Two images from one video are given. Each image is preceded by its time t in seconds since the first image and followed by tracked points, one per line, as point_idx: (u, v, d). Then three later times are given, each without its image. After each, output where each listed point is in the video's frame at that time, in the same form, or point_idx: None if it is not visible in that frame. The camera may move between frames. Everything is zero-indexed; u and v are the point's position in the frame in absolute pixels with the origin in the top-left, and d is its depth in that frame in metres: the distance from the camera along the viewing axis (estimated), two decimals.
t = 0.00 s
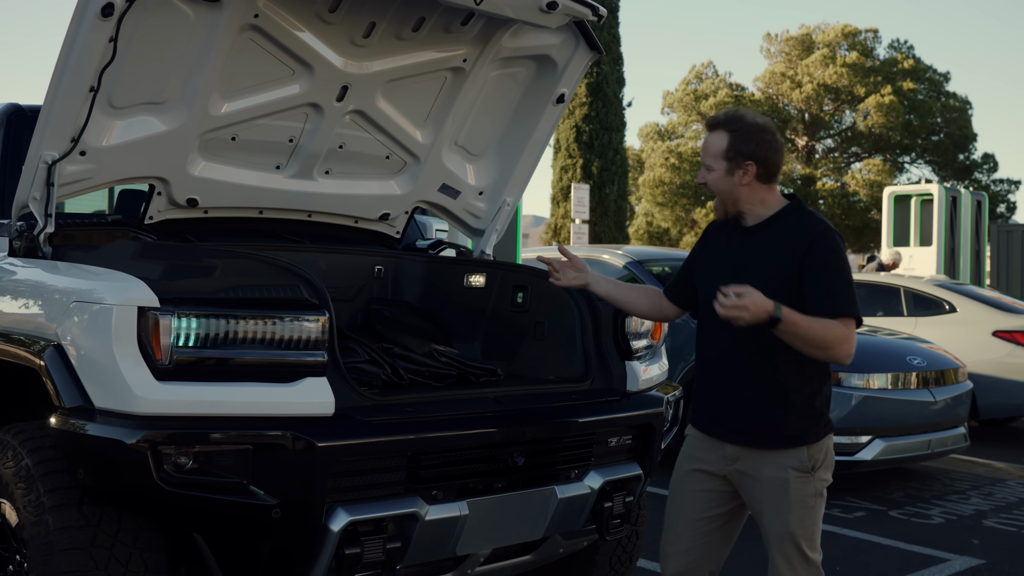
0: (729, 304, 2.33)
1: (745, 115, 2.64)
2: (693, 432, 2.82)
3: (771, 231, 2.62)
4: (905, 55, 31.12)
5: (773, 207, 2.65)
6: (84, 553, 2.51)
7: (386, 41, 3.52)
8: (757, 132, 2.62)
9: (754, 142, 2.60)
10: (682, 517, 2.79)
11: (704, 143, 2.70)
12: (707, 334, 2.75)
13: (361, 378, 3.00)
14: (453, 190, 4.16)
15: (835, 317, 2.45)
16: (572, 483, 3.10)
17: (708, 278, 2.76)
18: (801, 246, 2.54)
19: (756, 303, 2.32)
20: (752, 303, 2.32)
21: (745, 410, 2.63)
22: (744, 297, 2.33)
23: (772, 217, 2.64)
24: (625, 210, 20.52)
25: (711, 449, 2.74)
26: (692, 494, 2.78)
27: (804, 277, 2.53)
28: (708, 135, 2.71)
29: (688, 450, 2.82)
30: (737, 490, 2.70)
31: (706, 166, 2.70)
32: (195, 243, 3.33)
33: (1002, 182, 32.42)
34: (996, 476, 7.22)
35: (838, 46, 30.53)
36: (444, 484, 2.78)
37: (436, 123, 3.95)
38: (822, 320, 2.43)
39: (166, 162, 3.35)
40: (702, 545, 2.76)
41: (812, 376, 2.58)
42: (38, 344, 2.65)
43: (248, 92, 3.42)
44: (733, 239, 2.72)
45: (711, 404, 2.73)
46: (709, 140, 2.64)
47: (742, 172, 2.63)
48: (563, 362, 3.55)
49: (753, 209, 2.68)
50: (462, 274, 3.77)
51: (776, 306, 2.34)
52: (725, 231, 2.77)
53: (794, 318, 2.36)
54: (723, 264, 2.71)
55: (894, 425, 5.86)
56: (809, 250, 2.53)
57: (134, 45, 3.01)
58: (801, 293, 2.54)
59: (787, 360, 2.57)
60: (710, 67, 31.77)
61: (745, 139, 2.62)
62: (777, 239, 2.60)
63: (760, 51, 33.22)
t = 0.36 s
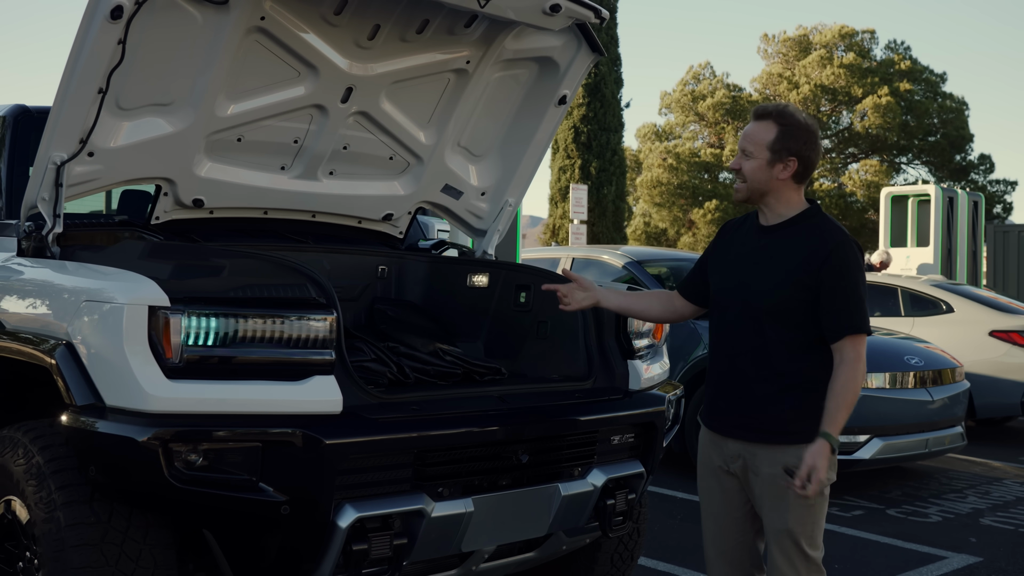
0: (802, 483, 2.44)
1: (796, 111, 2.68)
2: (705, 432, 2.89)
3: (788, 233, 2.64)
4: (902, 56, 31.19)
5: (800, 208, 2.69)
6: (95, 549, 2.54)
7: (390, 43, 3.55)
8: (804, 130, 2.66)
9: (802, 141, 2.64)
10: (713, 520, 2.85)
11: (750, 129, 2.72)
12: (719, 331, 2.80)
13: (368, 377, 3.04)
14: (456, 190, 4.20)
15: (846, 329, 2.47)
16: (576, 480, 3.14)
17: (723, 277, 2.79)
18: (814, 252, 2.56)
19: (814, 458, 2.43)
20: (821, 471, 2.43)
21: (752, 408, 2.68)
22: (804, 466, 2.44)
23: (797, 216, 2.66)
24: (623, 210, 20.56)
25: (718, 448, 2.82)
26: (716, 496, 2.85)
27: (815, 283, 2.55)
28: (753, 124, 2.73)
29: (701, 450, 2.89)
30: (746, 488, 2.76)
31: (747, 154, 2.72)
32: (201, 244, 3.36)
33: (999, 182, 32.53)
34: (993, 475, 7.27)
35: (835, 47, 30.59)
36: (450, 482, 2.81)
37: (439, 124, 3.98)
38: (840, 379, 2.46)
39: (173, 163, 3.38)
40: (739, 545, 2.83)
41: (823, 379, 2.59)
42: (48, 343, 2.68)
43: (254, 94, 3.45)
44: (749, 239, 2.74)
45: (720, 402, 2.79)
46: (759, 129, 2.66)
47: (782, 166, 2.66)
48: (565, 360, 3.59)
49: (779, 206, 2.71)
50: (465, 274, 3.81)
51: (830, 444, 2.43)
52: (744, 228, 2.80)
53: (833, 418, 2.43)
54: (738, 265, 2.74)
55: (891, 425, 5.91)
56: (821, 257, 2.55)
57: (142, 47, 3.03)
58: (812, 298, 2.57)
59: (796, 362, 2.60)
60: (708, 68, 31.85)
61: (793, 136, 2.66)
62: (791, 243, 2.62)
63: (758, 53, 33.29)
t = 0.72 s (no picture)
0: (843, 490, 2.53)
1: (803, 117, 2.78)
2: (711, 432, 2.91)
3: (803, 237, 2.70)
4: (898, 57, 31.25)
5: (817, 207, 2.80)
6: (113, 545, 2.58)
7: (397, 48, 3.60)
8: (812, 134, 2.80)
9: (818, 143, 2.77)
10: (716, 523, 2.89)
11: (783, 136, 2.71)
12: (728, 333, 2.83)
13: (379, 376, 3.08)
14: (460, 193, 4.26)
15: (865, 327, 2.59)
16: (582, 478, 3.19)
17: (731, 280, 2.82)
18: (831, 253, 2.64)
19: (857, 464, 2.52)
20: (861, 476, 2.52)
21: (771, 407, 2.70)
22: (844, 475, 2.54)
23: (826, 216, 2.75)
24: (621, 211, 20.62)
25: (726, 447, 2.84)
26: (718, 498, 2.88)
27: (836, 284, 2.63)
28: (775, 135, 2.73)
29: (706, 451, 2.92)
30: (754, 488, 2.80)
31: (788, 164, 2.70)
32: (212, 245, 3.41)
33: (994, 183, 32.66)
34: (990, 474, 7.34)
35: (831, 48, 30.65)
36: (459, 479, 2.86)
37: (445, 127, 4.03)
38: (858, 379, 2.60)
39: (184, 166, 3.43)
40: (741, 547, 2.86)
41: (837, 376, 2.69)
42: (65, 343, 2.73)
43: (263, 98, 3.50)
44: (758, 244, 2.79)
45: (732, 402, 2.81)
46: (800, 135, 2.70)
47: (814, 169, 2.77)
48: (570, 360, 3.61)
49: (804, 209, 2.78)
50: (471, 275, 3.87)
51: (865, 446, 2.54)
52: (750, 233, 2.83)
53: (864, 421, 2.57)
54: (749, 267, 2.78)
55: (890, 424, 6.03)
56: (839, 258, 2.64)
57: (155, 51, 3.08)
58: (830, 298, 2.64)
59: (816, 360, 2.67)
60: (705, 69, 31.94)
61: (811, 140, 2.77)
62: (806, 246, 2.69)
63: (755, 54, 33.37)
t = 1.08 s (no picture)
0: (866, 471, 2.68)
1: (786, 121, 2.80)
2: (717, 426, 2.78)
3: (808, 236, 2.75)
4: (887, 58, 31.40)
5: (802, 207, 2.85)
6: (127, 539, 2.63)
7: (401, 51, 3.66)
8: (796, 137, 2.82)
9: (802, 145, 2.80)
10: (714, 521, 2.72)
11: (769, 141, 2.72)
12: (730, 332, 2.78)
13: (386, 374, 3.14)
14: (461, 193, 4.31)
15: (863, 319, 2.77)
16: (584, 474, 3.25)
17: (740, 281, 2.75)
18: (837, 251, 2.74)
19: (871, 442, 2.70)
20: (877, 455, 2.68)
21: (793, 403, 2.71)
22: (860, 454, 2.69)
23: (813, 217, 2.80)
24: (613, 212, 20.69)
25: (742, 439, 2.75)
26: (720, 495, 2.73)
27: (842, 280, 2.76)
28: (761, 140, 2.74)
29: (714, 444, 2.76)
30: (764, 485, 2.76)
31: (776, 167, 2.72)
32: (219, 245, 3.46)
33: (983, 184, 32.91)
34: (979, 472, 7.43)
35: (822, 49, 30.77)
36: (465, 474, 2.91)
37: (447, 129, 4.08)
38: (862, 367, 2.78)
39: (191, 167, 3.48)
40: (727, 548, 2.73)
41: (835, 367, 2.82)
42: (79, 342, 2.78)
43: (269, 100, 3.55)
44: (758, 245, 2.76)
45: (750, 403, 2.74)
46: (787, 139, 2.71)
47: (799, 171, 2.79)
48: (572, 358, 3.66)
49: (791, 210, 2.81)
50: (474, 275, 3.93)
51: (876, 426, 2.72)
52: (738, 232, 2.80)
53: (871, 404, 2.75)
54: (758, 267, 2.74)
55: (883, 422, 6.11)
56: (842, 257, 2.75)
57: (165, 54, 3.13)
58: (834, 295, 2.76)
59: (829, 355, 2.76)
60: (696, 70, 32.06)
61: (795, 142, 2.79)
62: (808, 243, 2.74)
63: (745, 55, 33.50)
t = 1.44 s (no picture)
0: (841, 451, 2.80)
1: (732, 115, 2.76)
2: (680, 427, 2.70)
3: (758, 230, 2.70)
4: (871, 60, 31.64)
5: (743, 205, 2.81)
6: (137, 531, 2.67)
7: (401, 51, 3.70)
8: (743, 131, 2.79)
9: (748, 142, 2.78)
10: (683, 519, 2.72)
11: (715, 134, 2.69)
12: (684, 332, 2.70)
13: (391, 369, 3.24)
14: (458, 193, 4.37)
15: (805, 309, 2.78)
16: (582, 467, 3.31)
17: (693, 277, 2.67)
18: (785, 241, 2.71)
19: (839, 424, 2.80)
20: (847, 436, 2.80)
21: (755, 398, 2.67)
22: (834, 439, 2.79)
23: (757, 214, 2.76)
24: (601, 212, 20.79)
25: (704, 438, 2.69)
26: (689, 493, 2.72)
27: (790, 270, 2.72)
28: (707, 133, 2.71)
29: (674, 447, 2.71)
30: (730, 478, 2.73)
31: (722, 161, 2.69)
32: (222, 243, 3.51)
33: (965, 185, 33.25)
34: (964, 468, 7.56)
35: (807, 51, 30.97)
36: (467, 467, 2.97)
37: (445, 129, 4.14)
38: (811, 355, 2.81)
39: (194, 166, 3.53)
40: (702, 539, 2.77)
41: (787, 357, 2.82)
42: (89, 338, 2.83)
43: (271, 100, 3.59)
44: (706, 242, 2.68)
45: (712, 400, 2.67)
46: (734, 134, 2.69)
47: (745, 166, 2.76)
48: (569, 355, 3.74)
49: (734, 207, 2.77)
50: (472, 272, 3.99)
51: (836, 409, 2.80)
52: (685, 232, 2.72)
53: (827, 391, 2.80)
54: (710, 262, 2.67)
55: (869, 419, 6.22)
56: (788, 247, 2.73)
57: (170, 54, 3.17)
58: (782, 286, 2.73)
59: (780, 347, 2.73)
60: (682, 70, 32.23)
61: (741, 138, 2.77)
62: (757, 236, 2.69)
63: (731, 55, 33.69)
